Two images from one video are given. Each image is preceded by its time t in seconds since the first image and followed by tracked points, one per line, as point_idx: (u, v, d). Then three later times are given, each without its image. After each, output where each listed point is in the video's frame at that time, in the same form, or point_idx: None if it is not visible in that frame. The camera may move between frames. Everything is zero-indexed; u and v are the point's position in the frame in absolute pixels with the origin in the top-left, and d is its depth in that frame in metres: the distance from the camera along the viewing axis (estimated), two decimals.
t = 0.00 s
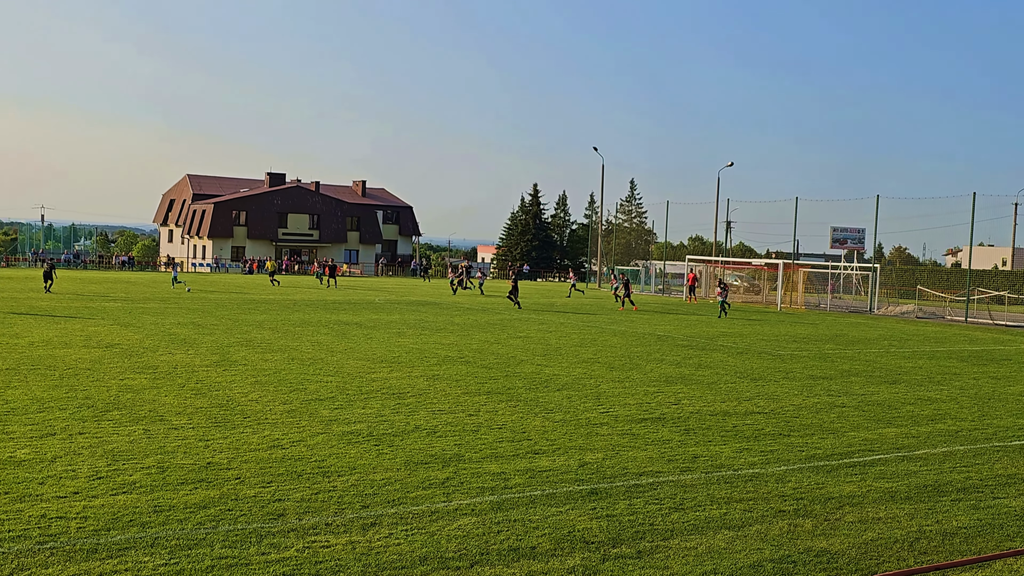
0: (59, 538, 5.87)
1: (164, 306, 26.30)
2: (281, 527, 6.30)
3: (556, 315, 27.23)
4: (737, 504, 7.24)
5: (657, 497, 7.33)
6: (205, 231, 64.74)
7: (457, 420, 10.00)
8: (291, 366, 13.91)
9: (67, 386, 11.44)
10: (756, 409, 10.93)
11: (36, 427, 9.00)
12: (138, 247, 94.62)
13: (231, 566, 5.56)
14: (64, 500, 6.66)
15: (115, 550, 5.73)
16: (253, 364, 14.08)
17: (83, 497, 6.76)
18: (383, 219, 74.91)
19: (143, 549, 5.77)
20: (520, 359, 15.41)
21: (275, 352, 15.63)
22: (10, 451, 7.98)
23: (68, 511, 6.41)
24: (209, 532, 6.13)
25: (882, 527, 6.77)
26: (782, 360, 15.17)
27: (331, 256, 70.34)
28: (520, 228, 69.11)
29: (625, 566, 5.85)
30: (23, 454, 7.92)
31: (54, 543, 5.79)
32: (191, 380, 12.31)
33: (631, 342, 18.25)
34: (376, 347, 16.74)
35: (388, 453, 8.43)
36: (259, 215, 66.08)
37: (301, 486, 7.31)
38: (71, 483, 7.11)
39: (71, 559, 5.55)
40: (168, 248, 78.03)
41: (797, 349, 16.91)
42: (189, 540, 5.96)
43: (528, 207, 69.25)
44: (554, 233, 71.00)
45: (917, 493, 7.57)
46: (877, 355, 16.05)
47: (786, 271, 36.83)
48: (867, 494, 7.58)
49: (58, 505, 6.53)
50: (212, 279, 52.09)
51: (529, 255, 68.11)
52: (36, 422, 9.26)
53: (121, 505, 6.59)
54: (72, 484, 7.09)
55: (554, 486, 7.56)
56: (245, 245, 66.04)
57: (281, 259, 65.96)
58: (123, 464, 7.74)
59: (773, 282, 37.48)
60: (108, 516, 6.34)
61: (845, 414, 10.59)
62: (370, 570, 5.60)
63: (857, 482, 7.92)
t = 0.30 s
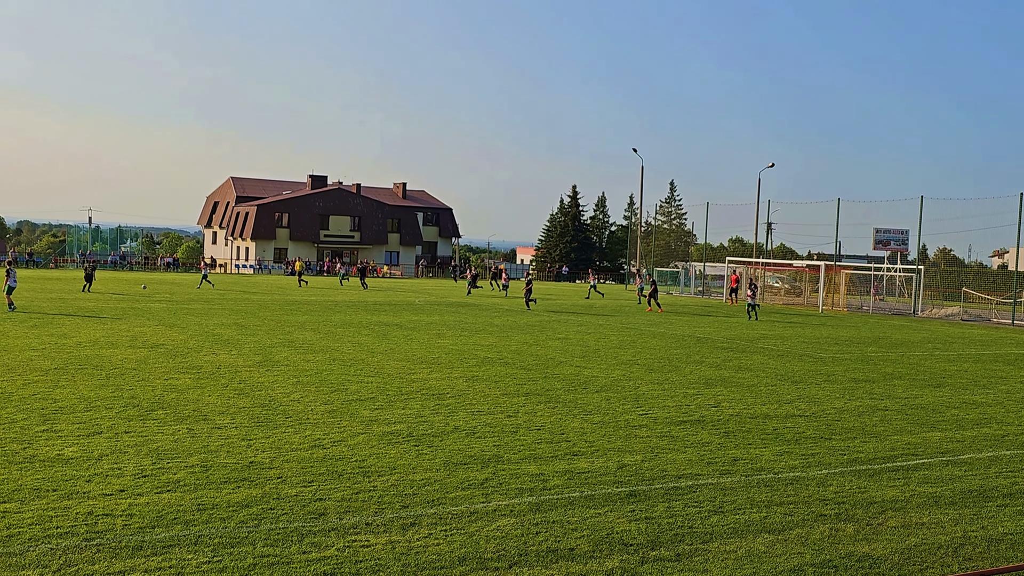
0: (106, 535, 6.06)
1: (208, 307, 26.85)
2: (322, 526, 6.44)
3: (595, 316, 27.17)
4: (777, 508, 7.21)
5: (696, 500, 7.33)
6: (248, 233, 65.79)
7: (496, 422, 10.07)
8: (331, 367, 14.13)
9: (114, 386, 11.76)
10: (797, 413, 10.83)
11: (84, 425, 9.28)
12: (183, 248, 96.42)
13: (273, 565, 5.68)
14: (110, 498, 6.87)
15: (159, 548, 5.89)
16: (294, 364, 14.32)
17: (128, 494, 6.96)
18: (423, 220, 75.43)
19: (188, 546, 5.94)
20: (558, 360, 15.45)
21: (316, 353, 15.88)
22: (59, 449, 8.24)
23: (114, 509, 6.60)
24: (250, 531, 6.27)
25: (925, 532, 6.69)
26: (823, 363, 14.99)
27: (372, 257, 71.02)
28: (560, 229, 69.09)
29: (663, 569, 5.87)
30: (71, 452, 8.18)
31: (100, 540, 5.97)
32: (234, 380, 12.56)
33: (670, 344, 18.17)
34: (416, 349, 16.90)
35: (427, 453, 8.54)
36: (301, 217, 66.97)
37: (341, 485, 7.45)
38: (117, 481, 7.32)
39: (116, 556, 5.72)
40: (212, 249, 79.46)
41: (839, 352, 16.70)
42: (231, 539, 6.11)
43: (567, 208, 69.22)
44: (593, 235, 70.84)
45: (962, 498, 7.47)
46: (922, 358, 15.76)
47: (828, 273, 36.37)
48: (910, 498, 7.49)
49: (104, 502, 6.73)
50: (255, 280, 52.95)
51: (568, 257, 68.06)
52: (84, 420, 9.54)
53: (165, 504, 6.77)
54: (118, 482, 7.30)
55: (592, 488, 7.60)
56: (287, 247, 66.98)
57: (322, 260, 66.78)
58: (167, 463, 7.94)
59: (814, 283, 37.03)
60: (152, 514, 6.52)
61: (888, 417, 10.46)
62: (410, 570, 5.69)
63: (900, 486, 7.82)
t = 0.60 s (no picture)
0: (139, 533, 6.19)
1: (240, 307, 27.22)
2: (351, 526, 6.52)
3: (624, 318, 27.10)
4: (809, 511, 7.16)
5: (726, 503, 7.31)
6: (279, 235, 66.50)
7: (525, 423, 10.11)
8: (361, 367, 14.27)
9: (147, 385, 11.97)
10: (829, 415, 10.73)
11: (118, 424, 9.46)
12: (215, 249, 97.57)
13: (303, 564, 5.77)
14: (143, 496, 7.01)
15: (191, 546, 6.00)
16: (325, 364, 14.48)
17: (161, 493, 7.10)
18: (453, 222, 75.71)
19: (219, 545, 6.04)
20: (588, 361, 15.45)
21: (347, 353, 16.05)
22: (93, 448, 8.43)
23: (147, 507, 6.74)
24: (281, 530, 6.36)
25: (961, 537, 6.61)
26: (856, 365, 14.83)
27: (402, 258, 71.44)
28: (589, 230, 68.94)
29: (692, 572, 5.87)
30: (106, 450, 8.36)
31: (133, 538, 6.10)
32: (265, 380, 12.73)
33: (701, 346, 18.08)
34: (445, 349, 16.99)
35: (457, 454, 8.60)
36: (332, 218, 67.56)
37: (372, 485, 7.54)
38: (150, 479, 7.47)
39: (149, 554, 5.84)
40: (243, 250, 80.43)
41: (872, 354, 16.50)
42: (262, 538, 6.21)
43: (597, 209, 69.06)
44: (623, 236, 70.64)
45: (999, 503, 7.37)
46: (958, 361, 15.53)
47: (861, 274, 35.98)
48: (945, 503, 7.40)
49: (137, 501, 6.88)
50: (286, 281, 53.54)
51: (597, 257, 67.91)
52: (118, 419, 9.74)
53: (198, 502, 6.90)
54: (150, 480, 7.45)
55: (621, 489, 7.61)
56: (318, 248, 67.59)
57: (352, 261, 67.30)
58: (199, 462, 8.08)
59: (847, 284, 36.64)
60: (184, 512, 6.64)
61: (922, 420, 10.33)
62: (439, 571, 5.75)
63: (934, 491, 7.73)
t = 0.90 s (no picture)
0: (163, 531, 6.29)
1: (262, 307, 27.47)
2: (373, 525, 6.59)
3: (645, 319, 27.03)
4: (833, 513, 7.14)
5: (748, 505, 7.30)
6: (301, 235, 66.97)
7: (546, 423, 10.16)
8: (384, 367, 14.37)
9: (170, 385, 12.11)
10: (852, 417, 10.68)
11: (142, 424, 9.60)
12: (237, 250, 98.28)
13: (325, 564, 5.84)
14: (166, 495, 7.13)
15: (213, 545, 6.09)
16: (347, 365, 14.60)
17: (184, 492, 7.21)
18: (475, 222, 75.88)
19: (241, 544, 6.13)
20: (609, 362, 15.46)
21: (369, 353, 16.17)
22: (117, 447, 8.56)
23: (171, 505, 6.86)
24: (303, 529, 6.45)
25: (986, 540, 6.57)
26: (880, 367, 14.74)
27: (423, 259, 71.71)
28: (611, 230, 68.81)
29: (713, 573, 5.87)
30: (129, 450, 8.49)
31: (157, 536, 6.20)
32: (288, 380, 12.87)
33: (723, 347, 18.01)
34: (466, 350, 17.08)
35: (478, 455, 8.65)
36: (353, 219, 67.93)
37: (393, 485, 7.61)
38: (173, 478, 7.58)
39: (172, 552, 5.94)
40: (266, 251, 81.07)
41: (896, 355, 16.38)
42: (284, 537, 6.29)
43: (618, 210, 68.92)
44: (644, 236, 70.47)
45: None
46: (983, 362, 15.40)
47: (885, 275, 35.66)
48: (970, 506, 7.35)
49: (161, 499, 6.99)
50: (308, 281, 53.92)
51: (619, 258, 67.76)
52: (142, 419, 9.88)
53: (220, 501, 7.00)
54: (174, 479, 7.58)
55: (643, 491, 7.63)
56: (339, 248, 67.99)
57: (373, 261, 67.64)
58: (222, 461, 8.19)
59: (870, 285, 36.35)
60: (207, 511, 6.75)
61: (947, 422, 10.25)
62: (460, 571, 5.80)
63: (959, 493, 7.68)
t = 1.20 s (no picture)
0: (179, 530, 6.37)
1: (277, 307, 27.62)
2: (388, 525, 6.64)
3: (660, 318, 26.96)
4: (848, 514, 7.13)
5: (764, 505, 7.30)
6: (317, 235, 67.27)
7: (561, 423, 10.18)
8: (399, 367, 14.42)
9: (185, 384, 12.21)
10: (868, 417, 10.64)
11: (158, 423, 9.70)
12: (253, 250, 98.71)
13: (341, 562, 5.90)
14: (182, 493, 7.21)
15: (229, 544, 6.16)
16: (362, 364, 14.67)
17: (200, 491, 7.29)
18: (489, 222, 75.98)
19: (257, 542, 6.20)
20: (624, 362, 15.47)
21: (384, 353, 16.24)
22: (134, 446, 8.66)
23: (187, 504, 6.93)
24: (318, 528, 6.50)
25: (1004, 542, 6.54)
26: (897, 367, 14.67)
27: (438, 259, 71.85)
28: (626, 230, 68.73)
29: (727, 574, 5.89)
30: (146, 448, 8.59)
31: (173, 535, 6.28)
32: (303, 379, 12.95)
33: (738, 347, 17.95)
34: (481, 349, 17.13)
35: (493, 455, 8.68)
36: (368, 218, 68.15)
37: (407, 484, 7.66)
38: (189, 477, 7.66)
39: (188, 550, 6.02)
40: (281, 250, 81.48)
41: (913, 355, 16.29)
42: (300, 535, 6.35)
43: (633, 209, 68.82)
44: (659, 236, 70.33)
45: None
46: (1001, 363, 15.30)
47: (902, 274, 35.45)
48: (988, 507, 7.32)
49: (177, 498, 7.07)
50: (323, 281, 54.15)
51: (634, 258, 67.67)
52: (158, 418, 9.98)
53: (236, 500, 7.08)
54: (190, 477, 7.66)
55: (657, 491, 7.64)
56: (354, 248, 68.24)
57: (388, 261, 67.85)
58: (238, 460, 8.27)
59: (887, 285, 36.14)
60: (224, 510, 6.82)
61: (964, 423, 10.20)
62: (474, 570, 5.84)
63: (977, 495, 7.64)
